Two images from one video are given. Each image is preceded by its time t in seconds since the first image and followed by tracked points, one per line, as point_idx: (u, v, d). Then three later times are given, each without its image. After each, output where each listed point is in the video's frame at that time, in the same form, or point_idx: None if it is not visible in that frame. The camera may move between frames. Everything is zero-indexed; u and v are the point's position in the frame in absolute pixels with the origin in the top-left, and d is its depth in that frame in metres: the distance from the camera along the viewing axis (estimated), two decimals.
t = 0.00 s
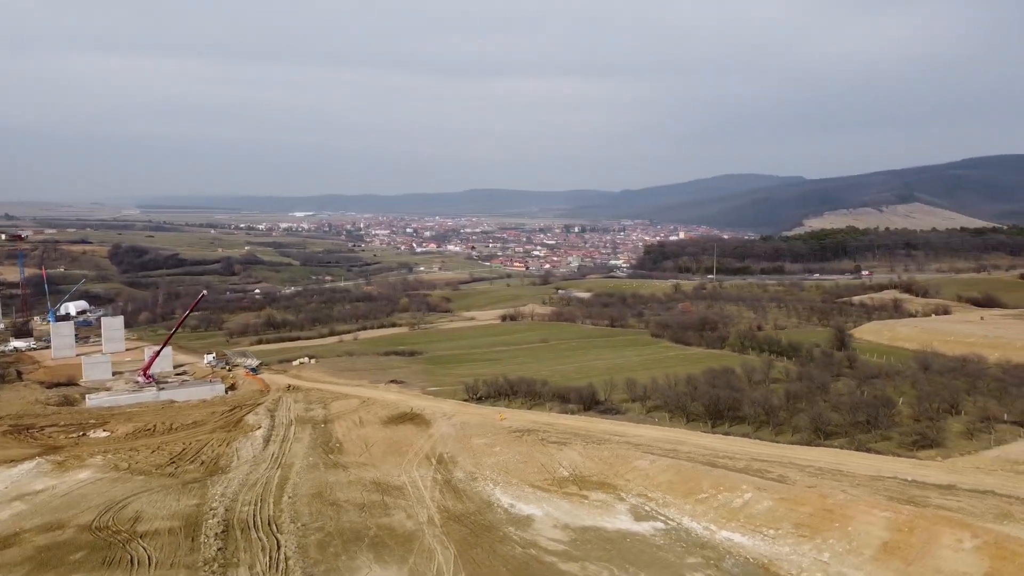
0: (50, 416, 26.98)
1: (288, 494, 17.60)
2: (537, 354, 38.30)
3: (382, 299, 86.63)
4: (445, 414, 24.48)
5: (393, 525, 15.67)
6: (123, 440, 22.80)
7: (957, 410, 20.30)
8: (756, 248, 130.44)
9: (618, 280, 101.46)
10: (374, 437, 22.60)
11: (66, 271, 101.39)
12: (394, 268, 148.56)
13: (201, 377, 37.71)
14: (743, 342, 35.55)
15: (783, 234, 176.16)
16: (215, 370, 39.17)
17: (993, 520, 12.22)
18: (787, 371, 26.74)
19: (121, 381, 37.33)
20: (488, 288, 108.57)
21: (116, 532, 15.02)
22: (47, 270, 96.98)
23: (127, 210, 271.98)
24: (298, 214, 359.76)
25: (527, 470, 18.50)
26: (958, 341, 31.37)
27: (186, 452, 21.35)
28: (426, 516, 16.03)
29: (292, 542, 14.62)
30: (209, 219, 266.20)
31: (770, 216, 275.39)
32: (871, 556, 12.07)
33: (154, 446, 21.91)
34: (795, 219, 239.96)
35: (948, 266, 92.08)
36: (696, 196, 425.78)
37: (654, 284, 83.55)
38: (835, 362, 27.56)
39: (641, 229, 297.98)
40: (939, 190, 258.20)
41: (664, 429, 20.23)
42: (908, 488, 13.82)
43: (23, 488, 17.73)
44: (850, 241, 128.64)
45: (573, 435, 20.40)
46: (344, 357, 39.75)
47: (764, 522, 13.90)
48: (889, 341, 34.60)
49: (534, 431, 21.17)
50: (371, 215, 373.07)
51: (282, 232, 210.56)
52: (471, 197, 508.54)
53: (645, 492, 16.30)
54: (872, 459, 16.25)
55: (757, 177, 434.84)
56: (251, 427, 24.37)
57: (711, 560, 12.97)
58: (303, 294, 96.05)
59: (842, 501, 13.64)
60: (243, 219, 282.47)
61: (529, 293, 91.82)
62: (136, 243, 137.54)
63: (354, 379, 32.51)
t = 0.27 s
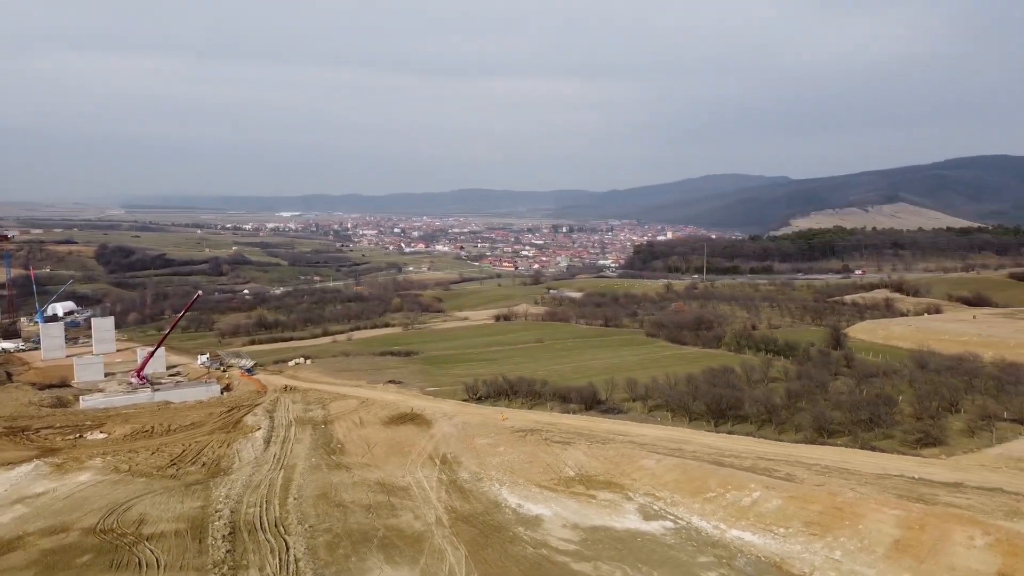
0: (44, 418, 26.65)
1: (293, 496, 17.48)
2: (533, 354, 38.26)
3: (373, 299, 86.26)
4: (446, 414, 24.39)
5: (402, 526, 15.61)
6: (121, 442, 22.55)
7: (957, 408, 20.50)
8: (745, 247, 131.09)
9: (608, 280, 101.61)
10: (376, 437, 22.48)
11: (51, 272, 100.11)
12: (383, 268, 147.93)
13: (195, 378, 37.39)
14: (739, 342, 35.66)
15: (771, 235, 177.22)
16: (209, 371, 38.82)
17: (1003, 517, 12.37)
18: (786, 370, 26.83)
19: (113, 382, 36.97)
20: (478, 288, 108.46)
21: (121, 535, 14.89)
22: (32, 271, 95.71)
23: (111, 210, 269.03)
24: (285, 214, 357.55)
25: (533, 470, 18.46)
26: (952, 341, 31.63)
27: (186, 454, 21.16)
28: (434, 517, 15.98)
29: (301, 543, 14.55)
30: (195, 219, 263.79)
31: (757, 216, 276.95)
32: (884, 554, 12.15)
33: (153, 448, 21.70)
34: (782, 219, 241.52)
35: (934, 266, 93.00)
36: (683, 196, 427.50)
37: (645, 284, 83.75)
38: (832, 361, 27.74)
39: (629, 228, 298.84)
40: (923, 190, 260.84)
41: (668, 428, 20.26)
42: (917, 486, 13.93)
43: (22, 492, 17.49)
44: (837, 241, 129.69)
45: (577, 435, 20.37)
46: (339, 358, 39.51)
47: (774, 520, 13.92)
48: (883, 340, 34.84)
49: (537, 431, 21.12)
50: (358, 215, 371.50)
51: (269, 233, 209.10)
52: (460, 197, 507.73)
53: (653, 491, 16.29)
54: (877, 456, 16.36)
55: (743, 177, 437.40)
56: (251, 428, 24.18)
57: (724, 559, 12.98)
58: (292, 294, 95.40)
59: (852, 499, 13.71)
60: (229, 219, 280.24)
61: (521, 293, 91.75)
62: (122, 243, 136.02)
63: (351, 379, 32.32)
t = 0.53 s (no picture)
0: (45, 420, 26.43)
1: (303, 497, 17.37)
2: (534, 354, 38.19)
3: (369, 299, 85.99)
4: (452, 415, 24.31)
5: (415, 528, 15.52)
6: (124, 444, 22.37)
7: (963, 407, 20.58)
8: (739, 247, 131.46)
9: (603, 280, 101.67)
10: (382, 438, 22.38)
11: (43, 272, 99.26)
12: (377, 268, 147.50)
13: (194, 379, 37.15)
14: (740, 342, 35.71)
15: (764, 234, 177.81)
16: (208, 372, 38.60)
17: (1019, 516, 12.43)
18: (791, 369, 26.86)
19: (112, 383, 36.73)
20: (473, 288, 108.38)
21: (132, 538, 14.77)
22: (24, 271, 94.91)
23: (101, 210, 267.35)
24: (277, 214, 356.19)
25: (543, 470, 18.41)
26: (953, 341, 31.79)
27: (191, 455, 20.99)
28: (447, 518, 15.92)
29: (315, 545, 14.47)
30: (186, 219, 262.33)
31: (749, 216, 277.88)
32: (901, 553, 12.18)
33: (158, 450, 21.54)
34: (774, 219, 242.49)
35: (927, 266, 93.52)
36: (675, 196, 428.67)
37: (641, 284, 83.84)
38: (835, 361, 27.81)
39: (621, 228, 299.34)
40: (914, 190, 262.45)
41: (676, 428, 20.26)
42: (930, 485, 13.99)
43: (28, 494, 17.32)
44: (831, 240, 130.32)
45: (585, 435, 20.33)
46: (338, 358, 39.33)
47: (789, 520, 13.93)
48: (883, 340, 34.99)
49: (545, 431, 21.05)
50: (350, 215, 370.60)
51: (262, 233, 208.32)
52: (452, 197, 507.19)
53: (665, 492, 16.27)
54: (888, 456, 16.40)
55: (735, 177, 438.95)
56: (255, 429, 24.03)
57: (741, 559, 12.97)
58: (287, 295, 94.97)
59: (866, 499, 13.73)
60: (220, 219, 278.91)
61: (516, 293, 91.68)
62: (114, 243, 135.13)
63: (353, 379, 32.20)
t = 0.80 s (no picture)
0: (47, 421, 26.22)
1: (315, 499, 17.27)
2: (537, 354, 38.11)
3: (367, 299, 85.77)
4: (459, 416, 24.19)
5: (430, 530, 15.44)
6: (131, 445, 22.21)
7: (972, 407, 20.59)
8: (735, 247, 131.73)
9: (601, 280, 101.67)
10: (390, 439, 22.27)
11: (38, 273, 98.70)
12: (373, 269, 147.13)
13: (195, 379, 36.93)
14: (743, 342, 35.72)
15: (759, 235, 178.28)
16: (210, 372, 38.38)
17: None
18: (798, 369, 26.84)
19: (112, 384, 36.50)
20: (471, 288, 108.32)
21: (145, 540, 14.66)
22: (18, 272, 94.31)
23: (94, 210, 266.32)
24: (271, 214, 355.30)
25: (555, 471, 18.35)
26: (956, 340, 31.85)
27: (199, 457, 20.85)
28: (461, 520, 15.85)
29: (331, 548, 14.39)
30: (180, 220, 261.38)
31: (744, 216, 278.55)
32: (922, 554, 12.14)
33: (165, 451, 21.39)
34: (769, 219, 243.23)
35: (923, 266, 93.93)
36: (670, 196, 429.42)
37: (639, 283, 83.94)
38: (841, 361, 27.82)
39: (616, 228, 299.68)
40: (908, 190, 263.58)
41: (687, 428, 20.21)
42: (948, 486, 13.95)
43: (36, 496, 17.15)
44: (827, 240, 130.75)
45: (596, 436, 20.26)
46: (341, 358, 39.17)
47: (807, 521, 13.87)
48: (886, 339, 35.04)
49: (555, 432, 20.97)
50: (345, 215, 370.04)
51: (256, 233, 207.60)
52: (447, 197, 506.88)
53: (679, 492, 16.22)
54: (903, 456, 16.37)
55: (730, 178, 440.16)
56: (262, 431, 23.91)
57: (760, 561, 12.91)
58: (284, 295, 94.66)
59: (885, 499, 13.67)
60: (214, 220, 278.06)
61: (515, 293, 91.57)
62: (109, 243, 134.53)
63: (357, 380, 32.08)
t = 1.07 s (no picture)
0: (49, 423, 26.00)
1: (325, 502, 17.13)
2: (540, 355, 38.01)
3: (365, 300, 85.54)
4: (467, 417, 24.07)
5: (444, 532, 15.33)
6: (136, 447, 22.03)
7: (981, 407, 20.59)
8: (731, 247, 131.99)
9: (598, 280, 101.73)
10: (397, 441, 22.17)
11: (32, 273, 98.04)
12: (368, 269, 146.67)
13: (196, 381, 36.69)
14: (746, 342, 35.71)
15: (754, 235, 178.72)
16: (211, 373, 38.15)
17: None
18: (804, 370, 26.83)
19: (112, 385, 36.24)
20: (467, 288, 108.17)
21: (158, 543, 14.53)
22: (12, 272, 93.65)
23: (86, 211, 265.06)
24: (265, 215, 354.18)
25: (567, 472, 18.26)
26: (959, 341, 31.93)
27: (206, 459, 20.71)
28: (475, 522, 15.75)
29: (346, 551, 14.30)
30: (173, 220, 260.30)
31: (738, 216, 279.28)
32: (943, 555, 12.09)
33: (172, 454, 21.22)
34: (763, 219, 243.87)
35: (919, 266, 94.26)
36: (664, 196, 430.10)
37: (637, 284, 83.95)
38: (847, 361, 27.81)
39: (610, 228, 300.12)
40: (901, 190, 264.84)
41: (698, 429, 20.14)
42: (964, 486, 13.93)
43: (44, 499, 16.96)
44: (822, 240, 131.16)
45: (606, 436, 20.16)
46: (342, 359, 38.97)
47: (824, 522, 13.82)
48: (889, 340, 35.08)
49: (565, 433, 20.88)
50: (338, 215, 369.37)
51: (251, 233, 207.29)
52: (441, 198, 506.49)
53: (693, 494, 16.14)
54: (916, 456, 16.34)
55: (723, 178, 441.23)
56: (268, 432, 23.77)
57: (780, 563, 12.84)
58: (280, 295, 94.30)
59: (902, 500, 13.61)
60: (208, 220, 276.92)
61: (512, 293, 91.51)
62: (102, 243, 133.84)
63: (360, 381, 31.90)
